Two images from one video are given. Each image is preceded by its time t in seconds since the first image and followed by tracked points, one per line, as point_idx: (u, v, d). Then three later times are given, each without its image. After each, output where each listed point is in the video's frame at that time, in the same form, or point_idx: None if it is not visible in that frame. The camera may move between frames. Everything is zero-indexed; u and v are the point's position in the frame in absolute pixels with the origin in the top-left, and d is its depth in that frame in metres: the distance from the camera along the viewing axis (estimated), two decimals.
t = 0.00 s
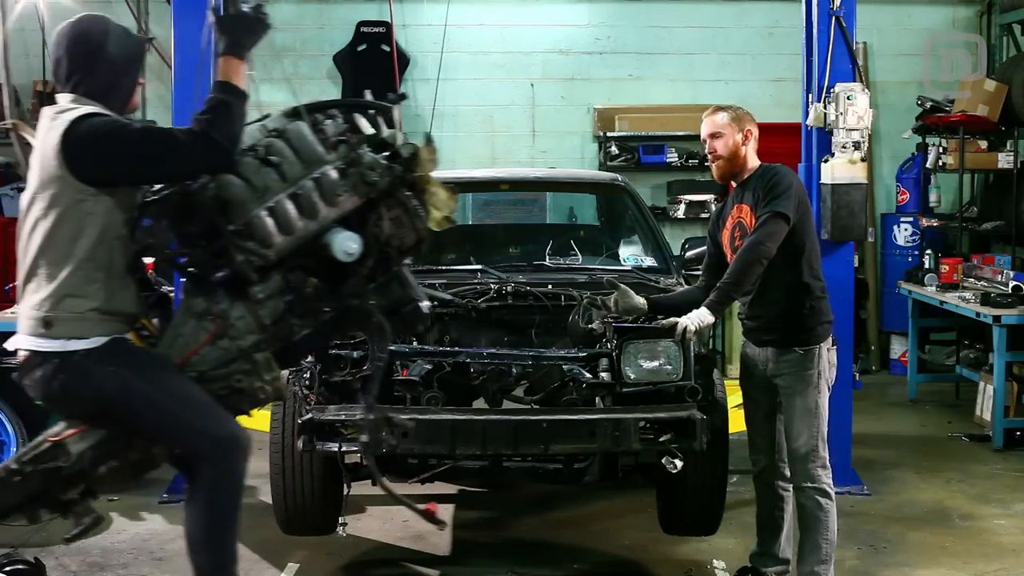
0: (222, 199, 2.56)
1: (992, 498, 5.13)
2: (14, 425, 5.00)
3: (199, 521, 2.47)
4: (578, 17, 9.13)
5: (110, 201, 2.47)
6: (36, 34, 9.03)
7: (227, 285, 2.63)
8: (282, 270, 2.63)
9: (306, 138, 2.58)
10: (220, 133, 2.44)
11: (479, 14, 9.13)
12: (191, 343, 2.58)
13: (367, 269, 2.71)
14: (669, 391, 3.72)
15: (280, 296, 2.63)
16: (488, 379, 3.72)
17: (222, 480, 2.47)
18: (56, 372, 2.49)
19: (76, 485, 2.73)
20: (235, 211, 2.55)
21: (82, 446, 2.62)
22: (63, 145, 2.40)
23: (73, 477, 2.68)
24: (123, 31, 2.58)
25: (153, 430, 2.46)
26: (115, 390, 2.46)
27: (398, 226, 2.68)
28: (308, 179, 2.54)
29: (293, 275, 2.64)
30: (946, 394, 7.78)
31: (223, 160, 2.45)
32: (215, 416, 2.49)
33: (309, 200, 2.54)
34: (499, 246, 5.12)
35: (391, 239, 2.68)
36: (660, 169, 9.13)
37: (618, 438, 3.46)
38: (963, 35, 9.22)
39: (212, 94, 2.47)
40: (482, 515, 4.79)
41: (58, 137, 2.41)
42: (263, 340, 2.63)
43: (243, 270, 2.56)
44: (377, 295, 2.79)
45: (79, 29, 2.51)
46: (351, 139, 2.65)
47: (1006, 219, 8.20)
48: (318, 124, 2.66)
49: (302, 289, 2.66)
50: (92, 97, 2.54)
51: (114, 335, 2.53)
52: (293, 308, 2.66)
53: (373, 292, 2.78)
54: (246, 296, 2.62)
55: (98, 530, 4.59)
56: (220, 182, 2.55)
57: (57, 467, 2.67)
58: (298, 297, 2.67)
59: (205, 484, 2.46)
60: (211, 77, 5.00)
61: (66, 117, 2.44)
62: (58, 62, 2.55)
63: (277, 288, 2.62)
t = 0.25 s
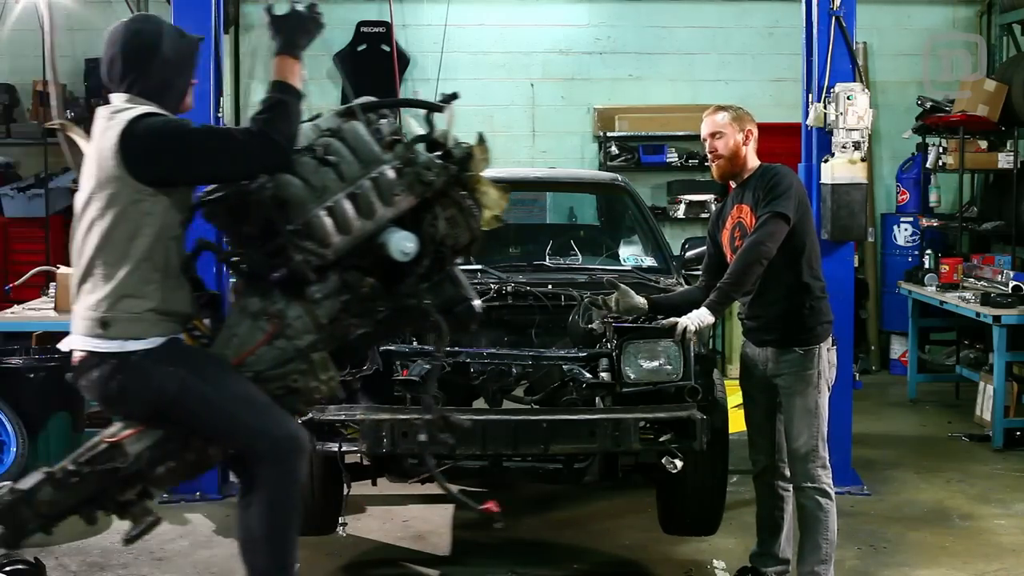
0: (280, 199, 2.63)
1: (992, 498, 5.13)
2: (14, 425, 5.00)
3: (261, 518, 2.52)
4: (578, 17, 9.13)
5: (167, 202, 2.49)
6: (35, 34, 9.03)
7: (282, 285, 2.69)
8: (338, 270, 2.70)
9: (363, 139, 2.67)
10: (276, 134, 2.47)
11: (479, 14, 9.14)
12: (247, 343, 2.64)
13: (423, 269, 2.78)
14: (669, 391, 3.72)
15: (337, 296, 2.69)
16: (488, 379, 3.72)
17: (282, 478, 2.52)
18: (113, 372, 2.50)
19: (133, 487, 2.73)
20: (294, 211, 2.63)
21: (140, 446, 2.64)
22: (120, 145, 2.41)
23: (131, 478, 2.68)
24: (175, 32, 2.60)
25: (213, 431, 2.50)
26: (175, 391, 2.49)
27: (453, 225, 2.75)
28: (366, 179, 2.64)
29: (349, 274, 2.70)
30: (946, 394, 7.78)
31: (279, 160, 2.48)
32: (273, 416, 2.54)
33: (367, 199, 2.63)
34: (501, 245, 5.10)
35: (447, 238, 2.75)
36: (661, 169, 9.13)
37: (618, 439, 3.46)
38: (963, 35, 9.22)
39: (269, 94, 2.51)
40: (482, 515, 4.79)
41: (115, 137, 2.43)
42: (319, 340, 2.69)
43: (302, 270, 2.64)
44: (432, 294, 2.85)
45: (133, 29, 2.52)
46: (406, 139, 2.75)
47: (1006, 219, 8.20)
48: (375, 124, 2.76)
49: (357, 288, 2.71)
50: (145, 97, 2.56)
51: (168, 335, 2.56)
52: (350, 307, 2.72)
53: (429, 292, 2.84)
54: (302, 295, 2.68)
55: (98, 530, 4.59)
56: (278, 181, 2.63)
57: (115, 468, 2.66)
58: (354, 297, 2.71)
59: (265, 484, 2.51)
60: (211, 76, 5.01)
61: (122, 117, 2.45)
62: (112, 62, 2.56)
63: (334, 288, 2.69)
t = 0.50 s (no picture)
0: (344, 199, 2.58)
1: (992, 498, 5.13)
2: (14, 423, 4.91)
3: (329, 519, 2.47)
4: (578, 17, 9.13)
5: (231, 201, 2.41)
6: (35, 33, 9.03)
7: (344, 284, 2.64)
8: (400, 270, 2.65)
9: (424, 138, 2.63)
10: (343, 133, 2.40)
11: (479, 14, 9.14)
12: (309, 343, 2.60)
13: (484, 268, 2.74)
14: (669, 391, 3.71)
15: (399, 296, 2.65)
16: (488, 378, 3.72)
17: (351, 479, 2.46)
18: (177, 374, 2.42)
19: (195, 487, 2.60)
20: (358, 211, 2.59)
21: (204, 446, 2.53)
22: (185, 144, 2.33)
23: (193, 478, 2.56)
24: (234, 30, 2.50)
25: (280, 432, 2.44)
26: (240, 391, 2.42)
27: (513, 225, 2.71)
28: (429, 178, 2.59)
29: (411, 274, 2.66)
30: (946, 394, 7.78)
31: (344, 159, 2.42)
32: (341, 415, 2.48)
33: (429, 199, 2.58)
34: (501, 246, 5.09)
35: (507, 237, 2.71)
36: (661, 169, 9.13)
37: (618, 439, 3.46)
38: (963, 35, 9.21)
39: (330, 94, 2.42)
40: (482, 515, 4.79)
41: (179, 136, 2.35)
42: (381, 340, 2.65)
43: (365, 269, 2.59)
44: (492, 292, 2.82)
45: (193, 26, 2.43)
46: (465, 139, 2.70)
47: (1006, 219, 8.21)
48: (433, 122, 2.71)
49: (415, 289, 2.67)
50: (204, 95, 2.46)
51: (232, 337, 2.48)
52: (411, 307, 2.68)
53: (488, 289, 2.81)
54: (363, 295, 2.64)
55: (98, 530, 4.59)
56: (343, 181, 2.58)
57: (179, 468, 2.54)
58: (416, 296, 2.67)
59: (334, 484, 2.45)
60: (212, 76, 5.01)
61: (186, 116, 2.37)
62: (171, 59, 2.47)
63: (396, 287, 2.64)
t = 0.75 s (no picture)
0: (413, 199, 2.59)
1: (991, 498, 5.13)
2: (14, 422, 4.85)
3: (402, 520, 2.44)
4: (577, 17, 9.14)
5: (299, 202, 2.39)
6: (35, 34, 9.03)
7: (412, 283, 2.67)
8: (466, 269, 2.70)
9: (488, 137, 2.69)
10: (410, 132, 2.38)
11: (479, 14, 9.15)
12: (376, 343, 2.60)
13: (548, 268, 2.81)
14: (669, 391, 3.72)
15: (465, 295, 2.70)
16: (488, 379, 3.71)
17: (423, 480, 2.43)
18: (246, 375, 2.40)
19: (265, 489, 2.54)
20: (425, 210, 2.60)
21: (273, 448, 2.49)
22: (253, 144, 2.32)
23: (263, 480, 2.51)
24: (296, 30, 2.50)
25: (350, 432, 2.41)
26: (312, 390, 2.40)
27: (577, 223, 2.78)
28: (496, 178, 2.64)
29: (476, 273, 2.72)
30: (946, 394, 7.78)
31: (411, 159, 2.40)
32: (412, 415, 2.44)
33: (497, 197, 2.63)
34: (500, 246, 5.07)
35: (571, 235, 2.77)
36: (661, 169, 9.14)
37: (618, 439, 3.45)
38: (963, 35, 9.22)
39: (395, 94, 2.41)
40: (482, 515, 4.79)
41: (247, 136, 2.33)
42: (448, 339, 2.68)
43: (434, 268, 2.63)
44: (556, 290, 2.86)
45: (257, 27, 2.44)
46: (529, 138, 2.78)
47: (1006, 219, 8.21)
48: (495, 122, 2.78)
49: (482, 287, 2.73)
50: (267, 95, 2.46)
51: (298, 338, 2.46)
52: (475, 307, 2.73)
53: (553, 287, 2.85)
54: (430, 295, 2.67)
55: (98, 530, 4.59)
56: (411, 180, 2.59)
57: (249, 469, 2.50)
58: (482, 294, 2.73)
59: (405, 485, 2.42)
60: (211, 76, 5.00)
61: (253, 117, 2.35)
62: (235, 60, 2.47)
63: (462, 286, 2.69)
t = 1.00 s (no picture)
0: (483, 199, 2.67)
1: (992, 498, 5.13)
2: (14, 421, 4.84)
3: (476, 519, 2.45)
4: (577, 17, 9.14)
5: (367, 202, 2.43)
6: (35, 34, 9.03)
7: (480, 283, 2.74)
8: (533, 269, 2.82)
9: (557, 139, 2.82)
10: (478, 132, 2.38)
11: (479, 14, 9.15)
12: (444, 343, 2.62)
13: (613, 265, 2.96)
14: (669, 391, 3.72)
15: (534, 292, 2.81)
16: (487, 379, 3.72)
17: (496, 479, 2.43)
18: (316, 377, 2.45)
19: (335, 489, 2.60)
20: (496, 210, 2.68)
21: (344, 448, 2.56)
22: (321, 146, 2.36)
23: (334, 480, 2.57)
24: (360, 32, 2.55)
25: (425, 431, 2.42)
26: (385, 391, 2.42)
27: (641, 221, 2.95)
28: (565, 178, 2.77)
29: (544, 272, 2.84)
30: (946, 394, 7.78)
31: (479, 158, 2.39)
32: (484, 415, 2.46)
33: (565, 196, 2.76)
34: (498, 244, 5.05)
35: (636, 233, 2.95)
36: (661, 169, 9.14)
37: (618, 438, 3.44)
38: (963, 35, 9.22)
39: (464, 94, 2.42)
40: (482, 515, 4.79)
41: (315, 138, 2.38)
42: (516, 339, 2.73)
43: (504, 267, 2.72)
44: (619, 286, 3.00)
45: (321, 29, 2.48)
46: (592, 137, 2.93)
47: (1006, 219, 8.21)
48: (559, 123, 2.92)
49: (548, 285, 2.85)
50: (332, 96, 2.50)
51: (369, 337, 2.50)
52: (542, 305, 2.84)
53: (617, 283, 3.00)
54: (499, 294, 2.75)
55: (98, 530, 4.59)
56: (481, 181, 2.68)
57: (321, 471, 2.56)
58: (549, 293, 2.85)
59: (478, 484, 2.43)
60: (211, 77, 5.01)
61: (321, 118, 2.39)
62: (300, 62, 2.51)
63: (531, 284, 2.80)
